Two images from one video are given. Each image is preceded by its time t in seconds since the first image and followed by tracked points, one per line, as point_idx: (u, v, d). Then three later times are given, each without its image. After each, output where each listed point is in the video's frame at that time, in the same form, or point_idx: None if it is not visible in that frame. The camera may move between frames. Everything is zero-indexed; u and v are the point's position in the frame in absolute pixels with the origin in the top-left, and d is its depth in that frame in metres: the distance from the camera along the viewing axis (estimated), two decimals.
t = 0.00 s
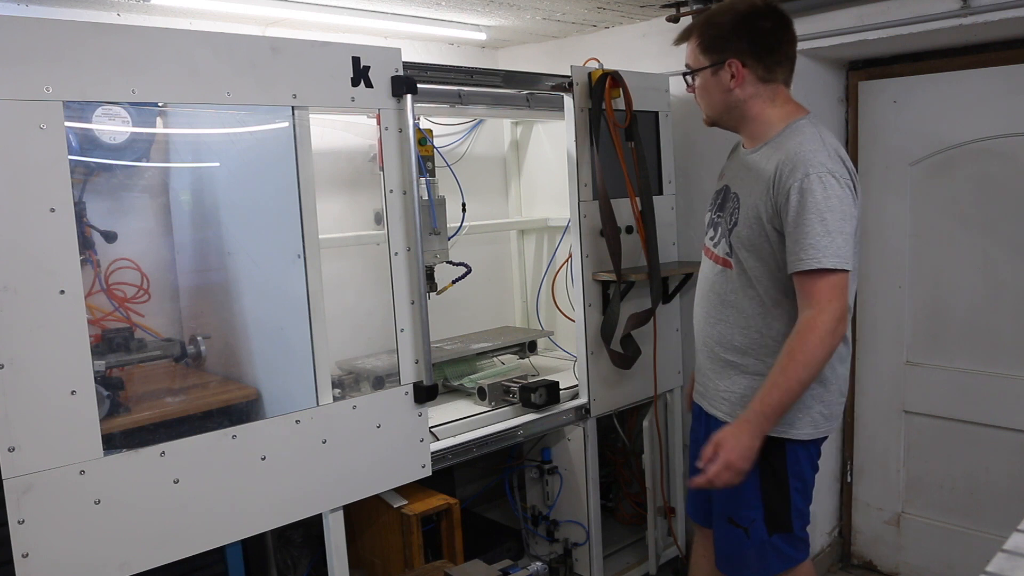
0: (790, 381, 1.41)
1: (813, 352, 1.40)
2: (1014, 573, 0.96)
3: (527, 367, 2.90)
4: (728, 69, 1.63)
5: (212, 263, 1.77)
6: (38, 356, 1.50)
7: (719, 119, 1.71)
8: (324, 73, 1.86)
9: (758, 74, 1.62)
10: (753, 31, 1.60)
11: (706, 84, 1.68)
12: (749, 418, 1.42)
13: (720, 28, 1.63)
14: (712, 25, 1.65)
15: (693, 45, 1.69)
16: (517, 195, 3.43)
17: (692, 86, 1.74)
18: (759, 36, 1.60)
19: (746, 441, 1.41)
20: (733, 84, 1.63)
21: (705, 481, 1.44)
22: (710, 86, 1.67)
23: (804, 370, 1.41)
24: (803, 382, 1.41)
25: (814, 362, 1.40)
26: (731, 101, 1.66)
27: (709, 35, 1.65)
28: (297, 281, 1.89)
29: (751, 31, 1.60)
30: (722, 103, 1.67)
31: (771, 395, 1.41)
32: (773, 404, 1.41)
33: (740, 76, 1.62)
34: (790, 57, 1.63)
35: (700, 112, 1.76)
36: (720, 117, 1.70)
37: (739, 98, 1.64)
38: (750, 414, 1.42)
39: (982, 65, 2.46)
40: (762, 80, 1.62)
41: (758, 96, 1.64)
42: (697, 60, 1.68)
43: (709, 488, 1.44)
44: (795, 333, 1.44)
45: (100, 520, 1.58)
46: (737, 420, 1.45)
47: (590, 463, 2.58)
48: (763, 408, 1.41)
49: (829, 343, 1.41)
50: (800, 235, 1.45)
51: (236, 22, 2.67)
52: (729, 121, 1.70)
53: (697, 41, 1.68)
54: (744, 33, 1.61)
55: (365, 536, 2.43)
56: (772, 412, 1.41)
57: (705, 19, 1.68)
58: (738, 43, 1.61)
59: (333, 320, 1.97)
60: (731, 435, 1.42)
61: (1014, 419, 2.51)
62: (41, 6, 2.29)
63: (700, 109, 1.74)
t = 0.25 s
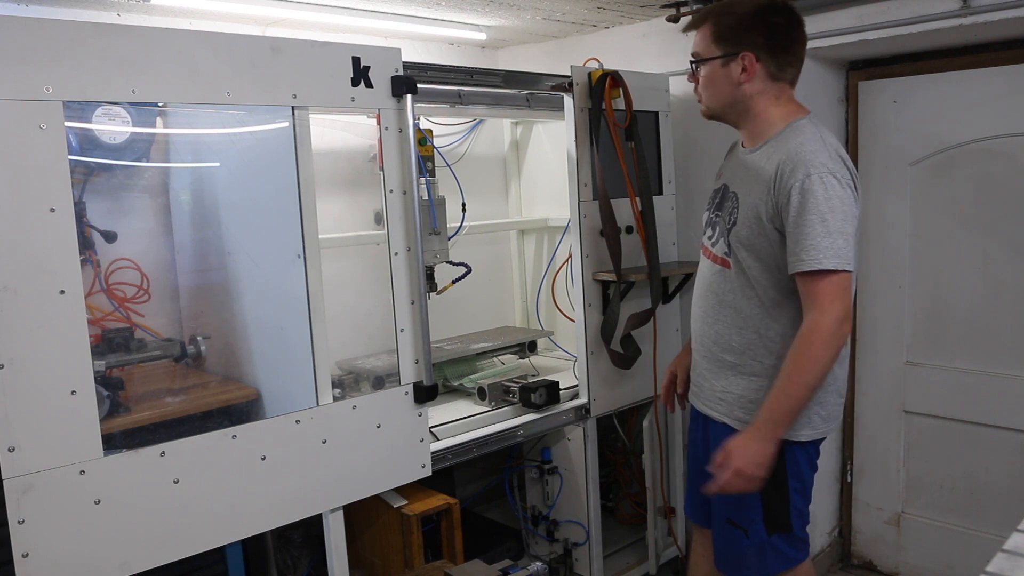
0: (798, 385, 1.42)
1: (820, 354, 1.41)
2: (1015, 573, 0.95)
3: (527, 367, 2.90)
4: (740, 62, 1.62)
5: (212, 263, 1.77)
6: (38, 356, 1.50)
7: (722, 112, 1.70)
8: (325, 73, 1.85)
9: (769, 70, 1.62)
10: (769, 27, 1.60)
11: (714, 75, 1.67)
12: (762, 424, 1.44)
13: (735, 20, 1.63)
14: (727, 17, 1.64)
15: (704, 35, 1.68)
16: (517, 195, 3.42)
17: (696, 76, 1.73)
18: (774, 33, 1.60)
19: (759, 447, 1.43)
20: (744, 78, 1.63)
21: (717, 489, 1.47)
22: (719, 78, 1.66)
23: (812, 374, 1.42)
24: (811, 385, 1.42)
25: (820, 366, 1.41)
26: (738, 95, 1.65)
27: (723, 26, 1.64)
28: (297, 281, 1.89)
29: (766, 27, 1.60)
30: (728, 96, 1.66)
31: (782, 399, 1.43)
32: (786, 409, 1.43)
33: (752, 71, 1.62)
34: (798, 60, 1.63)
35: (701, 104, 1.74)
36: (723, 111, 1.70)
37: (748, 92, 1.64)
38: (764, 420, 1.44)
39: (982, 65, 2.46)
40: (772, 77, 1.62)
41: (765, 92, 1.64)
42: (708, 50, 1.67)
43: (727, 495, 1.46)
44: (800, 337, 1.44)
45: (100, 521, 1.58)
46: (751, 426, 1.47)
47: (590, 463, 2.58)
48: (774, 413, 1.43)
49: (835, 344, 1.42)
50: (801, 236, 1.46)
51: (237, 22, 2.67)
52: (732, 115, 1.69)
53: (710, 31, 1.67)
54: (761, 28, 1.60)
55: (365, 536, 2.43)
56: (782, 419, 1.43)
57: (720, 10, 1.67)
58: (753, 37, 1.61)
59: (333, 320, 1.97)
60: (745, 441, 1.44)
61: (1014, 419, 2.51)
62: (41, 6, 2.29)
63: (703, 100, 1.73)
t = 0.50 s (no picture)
0: (851, 391, 1.46)
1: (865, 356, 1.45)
2: (1015, 573, 0.96)
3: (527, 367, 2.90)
4: (748, 61, 1.62)
5: (212, 263, 1.77)
6: (38, 356, 1.50)
7: (724, 112, 1.69)
8: (325, 73, 1.86)
9: (775, 70, 1.62)
10: (776, 27, 1.61)
11: (719, 74, 1.66)
12: (833, 438, 1.48)
13: (744, 18, 1.63)
14: (735, 15, 1.64)
15: (710, 33, 1.67)
16: (517, 195, 3.42)
17: (698, 75, 1.72)
18: (782, 34, 1.61)
19: (841, 459, 1.47)
20: (751, 77, 1.63)
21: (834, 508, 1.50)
22: (724, 77, 1.65)
23: (859, 375, 1.45)
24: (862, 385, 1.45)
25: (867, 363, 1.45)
26: (743, 94, 1.65)
27: (731, 25, 1.64)
28: (297, 281, 1.89)
29: (774, 27, 1.61)
30: (733, 96, 1.65)
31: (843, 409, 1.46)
32: (850, 417, 1.46)
33: (760, 71, 1.62)
34: (801, 62, 1.65)
35: (701, 103, 1.73)
36: (725, 111, 1.69)
37: (753, 92, 1.64)
38: (835, 436, 1.48)
39: (982, 65, 2.46)
40: (778, 77, 1.63)
41: (769, 93, 1.64)
42: (714, 49, 1.67)
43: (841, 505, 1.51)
44: (836, 346, 1.47)
45: (100, 520, 1.58)
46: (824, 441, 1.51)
47: (590, 463, 2.58)
48: (841, 424, 1.47)
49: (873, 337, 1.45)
50: (814, 240, 1.47)
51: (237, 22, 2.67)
52: (734, 115, 1.69)
53: (716, 29, 1.66)
54: (770, 28, 1.61)
55: (365, 536, 2.43)
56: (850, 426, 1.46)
57: (725, 9, 1.67)
58: (762, 37, 1.61)
59: (333, 320, 1.97)
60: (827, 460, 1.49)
61: (1014, 420, 2.51)
62: (41, 6, 2.29)
63: (704, 99, 1.71)
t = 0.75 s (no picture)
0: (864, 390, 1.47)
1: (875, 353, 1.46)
2: (1015, 573, 0.96)
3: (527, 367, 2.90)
4: (747, 63, 1.62)
5: (212, 263, 1.77)
6: (38, 356, 1.50)
7: (724, 114, 1.70)
8: (325, 73, 1.86)
9: (774, 71, 1.62)
10: (774, 28, 1.61)
11: (719, 77, 1.66)
12: (848, 440, 1.48)
13: (741, 21, 1.63)
14: (734, 17, 1.64)
15: (708, 36, 1.67)
16: (517, 195, 3.42)
17: (698, 78, 1.72)
18: (780, 35, 1.61)
19: (858, 460, 1.47)
20: (751, 79, 1.63)
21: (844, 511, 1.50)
22: (725, 79, 1.65)
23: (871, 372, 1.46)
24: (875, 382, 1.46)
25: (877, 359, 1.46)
26: (744, 96, 1.65)
27: (729, 27, 1.64)
28: (297, 281, 1.89)
29: (772, 28, 1.61)
30: (734, 98, 1.66)
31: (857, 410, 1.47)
32: (865, 417, 1.47)
33: (760, 72, 1.62)
34: (800, 62, 1.65)
35: (701, 105, 1.73)
36: (726, 113, 1.69)
37: (754, 94, 1.64)
38: (853, 437, 1.47)
39: (982, 65, 2.46)
40: (778, 78, 1.63)
41: (769, 93, 1.64)
42: (714, 52, 1.67)
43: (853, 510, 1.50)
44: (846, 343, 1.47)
45: (100, 520, 1.58)
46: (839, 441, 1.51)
47: (590, 463, 2.58)
48: (856, 424, 1.47)
49: (880, 333, 1.46)
50: (814, 237, 1.46)
51: (237, 22, 2.67)
52: (735, 117, 1.69)
53: (714, 32, 1.66)
54: (769, 29, 1.61)
55: (365, 536, 2.43)
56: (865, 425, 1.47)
57: (723, 11, 1.67)
58: (760, 38, 1.61)
59: (333, 320, 1.97)
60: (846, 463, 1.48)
61: (1015, 420, 2.51)
62: (41, 6, 2.29)
63: (705, 102, 1.72)
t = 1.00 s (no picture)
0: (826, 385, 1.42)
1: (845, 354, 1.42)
2: (1014, 573, 0.95)
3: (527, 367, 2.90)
4: (756, 59, 1.62)
5: (212, 263, 1.77)
6: (38, 356, 1.50)
7: (729, 110, 1.68)
8: (325, 73, 1.86)
9: (782, 68, 1.63)
10: (782, 25, 1.61)
11: (726, 72, 1.65)
12: (793, 429, 1.43)
13: (750, 17, 1.62)
14: (742, 13, 1.63)
15: (716, 31, 1.65)
16: (517, 195, 3.43)
17: (702, 74, 1.70)
18: (788, 32, 1.62)
19: (795, 450, 1.42)
20: (760, 75, 1.62)
21: (756, 499, 1.45)
22: (733, 75, 1.64)
23: (836, 370, 1.42)
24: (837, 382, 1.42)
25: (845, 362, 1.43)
26: (751, 92, 1.64)
27: (738, 23, 1.63)
28: (297, 281, 1.89)
29: (780, 25, 1.61)
30: (742, 94, 1.64)
31: (811, 402, 1.43)
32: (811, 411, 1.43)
33: (768, 68, 1.62)
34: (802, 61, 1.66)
35: (705, 102, 1.71)
36: (731, 109, 1.68)
37: (760, 90, 1.63)
38: (796, 425, 1.43)
39: (983, 65, 2.46)
40: (783, 75, 1.64)
41: (775, 91, 1.64)
42: (723, 46, 1.65)
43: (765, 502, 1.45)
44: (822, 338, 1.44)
45: (100, 520, 1.58)
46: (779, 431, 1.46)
47: (590, 463, 2.58)
48: (803, 416, 1.43)
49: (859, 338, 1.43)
50: (812, 236, 1.45)
51: (236, 22, 2.67)
52: (740, 114, 1.68)
53: (722, 27, 1.65)
54: (776, 26, 1.61)
55: (365, 536, 2.43)
56: (812, 420, 1.43)
57: (728, 7, 1.66)
58: (769, 34, 1.61)
59: (333, 320, 1.97)
60: (779, 450, 1.43)
61: (1015, 420, 2.51)
62: (41, 6, 2.29)
63: (709, 98, 1.70)
